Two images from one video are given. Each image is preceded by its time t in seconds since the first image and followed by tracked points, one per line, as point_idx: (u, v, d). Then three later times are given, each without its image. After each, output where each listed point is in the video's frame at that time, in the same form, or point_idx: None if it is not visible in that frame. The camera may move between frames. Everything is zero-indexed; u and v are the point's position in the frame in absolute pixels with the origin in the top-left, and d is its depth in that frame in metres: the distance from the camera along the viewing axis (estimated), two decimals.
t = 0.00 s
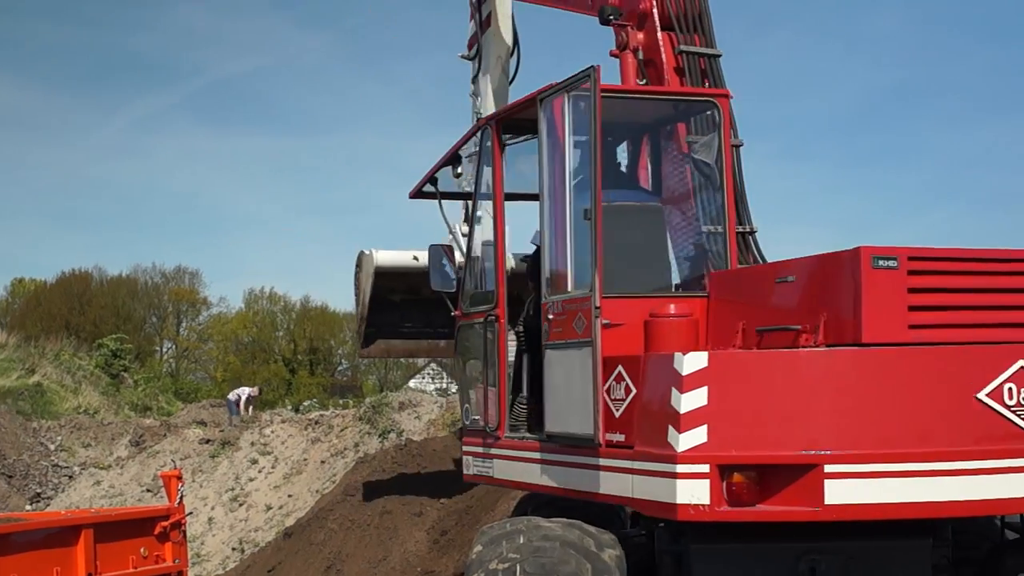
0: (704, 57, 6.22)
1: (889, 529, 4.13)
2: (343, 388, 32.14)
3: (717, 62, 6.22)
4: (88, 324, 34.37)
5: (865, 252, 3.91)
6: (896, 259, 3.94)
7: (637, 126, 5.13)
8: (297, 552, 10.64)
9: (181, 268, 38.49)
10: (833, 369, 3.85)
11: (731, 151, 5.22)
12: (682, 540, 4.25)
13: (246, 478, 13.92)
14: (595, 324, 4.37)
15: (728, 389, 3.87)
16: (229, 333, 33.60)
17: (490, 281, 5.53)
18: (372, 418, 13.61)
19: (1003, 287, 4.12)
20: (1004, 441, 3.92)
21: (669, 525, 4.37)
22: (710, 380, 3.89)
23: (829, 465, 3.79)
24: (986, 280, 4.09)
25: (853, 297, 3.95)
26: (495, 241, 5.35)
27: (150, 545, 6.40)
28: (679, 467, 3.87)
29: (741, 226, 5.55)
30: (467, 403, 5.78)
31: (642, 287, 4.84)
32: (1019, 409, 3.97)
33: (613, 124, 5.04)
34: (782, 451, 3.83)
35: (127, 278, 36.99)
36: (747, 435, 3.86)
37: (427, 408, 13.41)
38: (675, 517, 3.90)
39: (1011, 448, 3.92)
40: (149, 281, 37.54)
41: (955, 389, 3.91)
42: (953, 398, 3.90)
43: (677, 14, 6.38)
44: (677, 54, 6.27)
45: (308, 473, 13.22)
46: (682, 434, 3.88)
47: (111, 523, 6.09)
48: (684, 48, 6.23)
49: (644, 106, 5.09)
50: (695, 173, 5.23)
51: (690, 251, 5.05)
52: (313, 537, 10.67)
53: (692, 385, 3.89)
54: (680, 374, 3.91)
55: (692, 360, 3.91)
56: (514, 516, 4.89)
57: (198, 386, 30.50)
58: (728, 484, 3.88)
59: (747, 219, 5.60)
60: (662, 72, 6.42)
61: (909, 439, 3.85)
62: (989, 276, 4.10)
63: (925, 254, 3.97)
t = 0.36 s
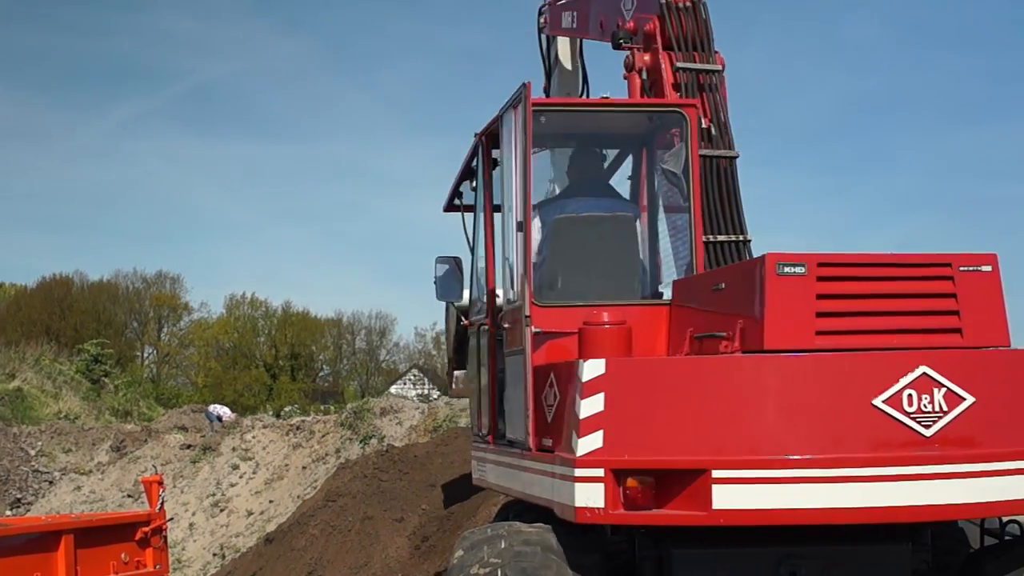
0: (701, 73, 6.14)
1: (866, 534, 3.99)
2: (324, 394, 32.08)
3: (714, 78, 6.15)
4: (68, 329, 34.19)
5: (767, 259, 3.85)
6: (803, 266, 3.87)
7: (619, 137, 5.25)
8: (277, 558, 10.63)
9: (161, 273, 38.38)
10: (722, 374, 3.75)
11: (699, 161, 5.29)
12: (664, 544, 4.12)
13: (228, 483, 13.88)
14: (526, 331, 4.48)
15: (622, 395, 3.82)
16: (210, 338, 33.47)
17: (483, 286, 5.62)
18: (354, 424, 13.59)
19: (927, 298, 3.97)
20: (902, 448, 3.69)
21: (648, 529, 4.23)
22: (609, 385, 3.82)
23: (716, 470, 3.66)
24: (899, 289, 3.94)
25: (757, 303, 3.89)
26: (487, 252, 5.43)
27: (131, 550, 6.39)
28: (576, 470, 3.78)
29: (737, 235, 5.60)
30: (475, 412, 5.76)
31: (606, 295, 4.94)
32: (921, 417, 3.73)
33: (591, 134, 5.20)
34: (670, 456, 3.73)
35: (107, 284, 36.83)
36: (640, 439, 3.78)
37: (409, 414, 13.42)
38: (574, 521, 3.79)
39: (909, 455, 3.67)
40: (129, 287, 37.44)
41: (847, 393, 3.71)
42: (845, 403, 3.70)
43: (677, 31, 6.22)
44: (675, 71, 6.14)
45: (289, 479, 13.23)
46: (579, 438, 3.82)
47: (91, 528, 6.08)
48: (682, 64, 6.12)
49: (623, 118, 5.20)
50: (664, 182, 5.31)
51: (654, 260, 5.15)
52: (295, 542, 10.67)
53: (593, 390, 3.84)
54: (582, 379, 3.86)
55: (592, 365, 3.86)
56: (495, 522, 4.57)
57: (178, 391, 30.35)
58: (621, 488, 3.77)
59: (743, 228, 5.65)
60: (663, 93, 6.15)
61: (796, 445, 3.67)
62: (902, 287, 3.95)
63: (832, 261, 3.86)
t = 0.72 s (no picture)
0: (698, 81, 5.69)
1: (843, 537, 4.03)
2: (305, 396, 32.01)
3: (711, 86, 5.70)
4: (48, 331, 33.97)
5: (692, 264, 3.94)
6: (729, 270, 3.94)
7: (602, 142, 5.33)
8: (258, 561, 10.57)
9: (142, 275, 38.20)
10: (636, 378, 3.77)
11: (671, 164, 5.25)
12: (645, 546, 4.13)
13: (208, 486, 13.82)
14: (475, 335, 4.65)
15: (543, 400, 3.87)
16: (191, 339, 33.32)
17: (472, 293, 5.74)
18: (336, 426, 13.57)
19: (864, 301, 3.98)
20: (814, 453, 3.61)
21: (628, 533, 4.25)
22: (533, 390, 3.90)
23: (630, 473, 3.69)
24: (832, 293, 3.98)
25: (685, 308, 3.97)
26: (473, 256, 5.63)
27: (111, 552, 6.40)
28: (503, 473, 3.86)
29: (729, 238, 5.38)
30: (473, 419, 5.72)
31: (579, 300, 5.03)
32: (836, 421, 3.64)
33: (570, 139, 5.32)
34: (587, 459, 3.76)
35: (87, 286, 36.53)
36: (559, 442, 3.82)
37: (390, 416, 13.43)
38: (504, 521, 3.87)
39: (820, 460, 3.60)
40: (109, 288, 37.28)
41: (756, 397, 3.67)
42: (755, 406, 3.66)
43: (676, 41, 5.81)
44: (670, 79, 5.70)
45: (270, 481, 13.20)
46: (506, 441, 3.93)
47: (71, 531, 6.06)
48: (678, 73, 5.70)
49: (603, 123, 5.26)
50: (638, 188, 5.36)
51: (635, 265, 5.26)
52: (275, 545, 10.64)
53: (520, 394, 3.92)
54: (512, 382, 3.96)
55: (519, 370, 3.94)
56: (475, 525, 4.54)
57: (159, 393, 30.20)
58: (545, 490, 3.83)
59: (736, 230, 5.42)
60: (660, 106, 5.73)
61: (703, 448, 3.66)
62: (834, 289, 3.99)
63: (758, 265, 3.93)
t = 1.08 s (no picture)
0: (687, 92, 5.62)
1: (819, 538, 4.08)
2: (286, 397, 31.91)
3: (701, 97, 5.62)
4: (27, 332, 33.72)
5: (641, 267, 4.10)
6: (677, 273, 4.09)
7: (580, 145, 5.41)
8: (237, 562, 10.58)
9: (121, 275, 37.99)
10: (581, 381, 3.86)
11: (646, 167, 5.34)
12: (623, 548, 4.18)
13: (187, 486, 13.79)
14: (441, 337, 4.81)
15: (496, 402, 3.99)
16: (171, 340, 33.14)
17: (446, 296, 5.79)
18: (315, 427, 13.57)
19: (813, 303, 4.08)
20: (753, 455, 3.66)
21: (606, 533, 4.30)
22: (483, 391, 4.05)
23: (573, 474, 3.78)
24: (780, 296, 4.08)
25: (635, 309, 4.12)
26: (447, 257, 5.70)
27: (90, 553, 6.42)
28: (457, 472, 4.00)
29: (714, 242, 5.32)
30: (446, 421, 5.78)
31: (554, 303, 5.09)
32: (777, 423, 3.69)
33: (553, 143, 5.41)
34: (535, 460, 3.85)
35: (67, 286, 36.33)
36: (507, 443, 3.92)
37: (370, 417, 13.46)
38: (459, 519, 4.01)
39: (759, 462, 3.65)
40: (90, 289, 37.05)
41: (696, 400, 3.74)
42: (693, 409, 3.73)
43: (667, 54, 5.71)
44: (660, 91, 5.63)
45: (250, 482, 13.17)
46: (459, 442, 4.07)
47: (50, 531, 6.06)
48: (667, 85, 5.63)
49: (580, 127, 5.34)
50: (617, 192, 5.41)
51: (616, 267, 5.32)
52: (255, 546, 10.63)
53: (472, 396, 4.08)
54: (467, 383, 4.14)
55: (469, 373, 4.12)
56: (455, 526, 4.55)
57: (139, 394, 30.02)
58: (495, 491, 3.93)
59: (723, 234, 5.37)
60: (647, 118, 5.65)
61: (644, 450, 3.74)
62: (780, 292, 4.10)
63: (704, 267, 4.07)
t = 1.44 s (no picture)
0: (670, 107, 5.61)
1: (801, 545, 4.10)
2: (268, 399, 31.84)
3: (683, 112, 5.62)
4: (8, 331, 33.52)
5: (622, 272, 4.13)
6: (658, 277, 4.12)
7: (565, 149, 5.44)
8: (218, 563, 10.56)
9: (104, 275, 37.85)
10: (561, 385, 3.89)
11: (630, 169, 5.43)
12: (604, 551, 4.21)
13: (169, 488, 13.75)
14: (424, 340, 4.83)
15: (476, 405, 4.02)
16: (154, 341, 33.02)
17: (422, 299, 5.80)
18: (297, 429, 13.54)
19: (791, 309, 4.13)
20: (732, 461, 3.71)
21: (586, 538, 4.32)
22: (463, 395, 4.08)
23: (553, 478, 3.80)
24: (759, 302, 4.13)
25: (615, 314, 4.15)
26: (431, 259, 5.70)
27: (70, 555, 6.40)
28: (436, 476, 4.02)
29: (696, 250, 5.38)
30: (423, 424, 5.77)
31: (537, 307, 5.12)
32: (756, 428, 3.73)
33: (538, 146, 5.44)
34: (515, 464, 3.88)
35: (49, 286, 36.14)
36: (488, 448, 3.94)
37: (352, 420, 13.46)
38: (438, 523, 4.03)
39: (737, 467, 3.69)
40: (72, 289, 36.91)
41: (675, 405, 3.78)
42: (673, 415, 3.77)
43: (651, 71, 5.71)
44: (643, 105, 5.62)
45: (231, 484, 13.14)
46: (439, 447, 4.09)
47: (30, 532, 6.04)
48: (649, 100, 5.62)
49: (564, 131, 5.39)
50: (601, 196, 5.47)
51: (600, 272, 5.34)
52: (235, 548, 10.61)
53: (452, 400, 4.10)
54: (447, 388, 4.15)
55: (450, 377, 4.14)
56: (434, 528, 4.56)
57: (121, 394, 29.92)
58: (474, 494, 3.95)
59: (705, 242, 5.41)
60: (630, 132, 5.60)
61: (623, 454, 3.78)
62: (759, 298, 4.14)
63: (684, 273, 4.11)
